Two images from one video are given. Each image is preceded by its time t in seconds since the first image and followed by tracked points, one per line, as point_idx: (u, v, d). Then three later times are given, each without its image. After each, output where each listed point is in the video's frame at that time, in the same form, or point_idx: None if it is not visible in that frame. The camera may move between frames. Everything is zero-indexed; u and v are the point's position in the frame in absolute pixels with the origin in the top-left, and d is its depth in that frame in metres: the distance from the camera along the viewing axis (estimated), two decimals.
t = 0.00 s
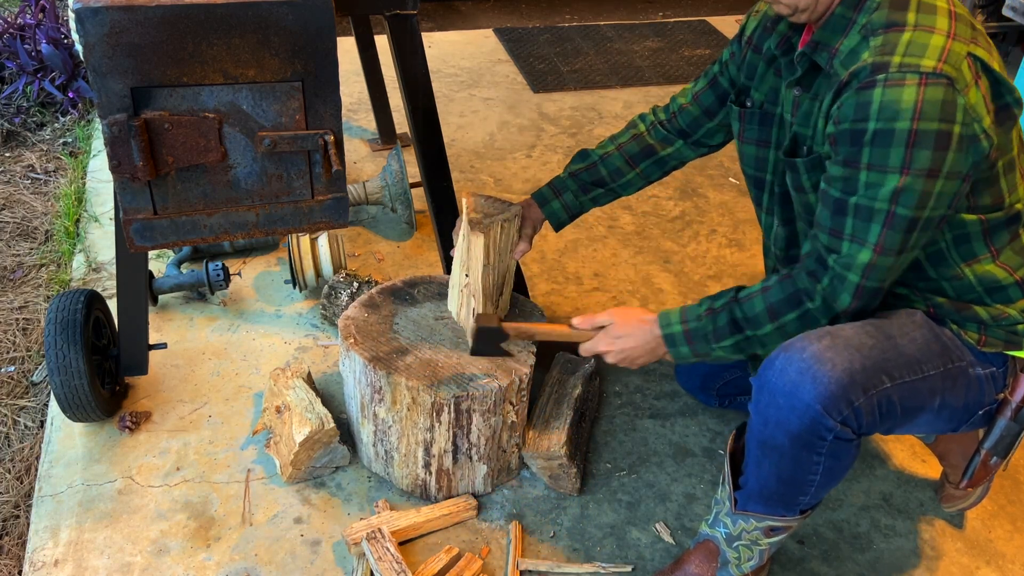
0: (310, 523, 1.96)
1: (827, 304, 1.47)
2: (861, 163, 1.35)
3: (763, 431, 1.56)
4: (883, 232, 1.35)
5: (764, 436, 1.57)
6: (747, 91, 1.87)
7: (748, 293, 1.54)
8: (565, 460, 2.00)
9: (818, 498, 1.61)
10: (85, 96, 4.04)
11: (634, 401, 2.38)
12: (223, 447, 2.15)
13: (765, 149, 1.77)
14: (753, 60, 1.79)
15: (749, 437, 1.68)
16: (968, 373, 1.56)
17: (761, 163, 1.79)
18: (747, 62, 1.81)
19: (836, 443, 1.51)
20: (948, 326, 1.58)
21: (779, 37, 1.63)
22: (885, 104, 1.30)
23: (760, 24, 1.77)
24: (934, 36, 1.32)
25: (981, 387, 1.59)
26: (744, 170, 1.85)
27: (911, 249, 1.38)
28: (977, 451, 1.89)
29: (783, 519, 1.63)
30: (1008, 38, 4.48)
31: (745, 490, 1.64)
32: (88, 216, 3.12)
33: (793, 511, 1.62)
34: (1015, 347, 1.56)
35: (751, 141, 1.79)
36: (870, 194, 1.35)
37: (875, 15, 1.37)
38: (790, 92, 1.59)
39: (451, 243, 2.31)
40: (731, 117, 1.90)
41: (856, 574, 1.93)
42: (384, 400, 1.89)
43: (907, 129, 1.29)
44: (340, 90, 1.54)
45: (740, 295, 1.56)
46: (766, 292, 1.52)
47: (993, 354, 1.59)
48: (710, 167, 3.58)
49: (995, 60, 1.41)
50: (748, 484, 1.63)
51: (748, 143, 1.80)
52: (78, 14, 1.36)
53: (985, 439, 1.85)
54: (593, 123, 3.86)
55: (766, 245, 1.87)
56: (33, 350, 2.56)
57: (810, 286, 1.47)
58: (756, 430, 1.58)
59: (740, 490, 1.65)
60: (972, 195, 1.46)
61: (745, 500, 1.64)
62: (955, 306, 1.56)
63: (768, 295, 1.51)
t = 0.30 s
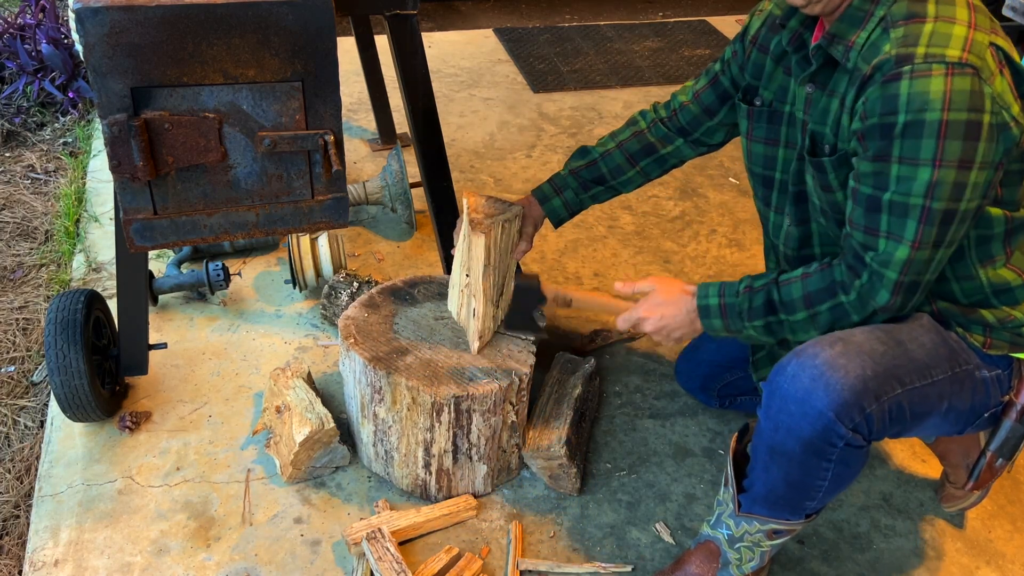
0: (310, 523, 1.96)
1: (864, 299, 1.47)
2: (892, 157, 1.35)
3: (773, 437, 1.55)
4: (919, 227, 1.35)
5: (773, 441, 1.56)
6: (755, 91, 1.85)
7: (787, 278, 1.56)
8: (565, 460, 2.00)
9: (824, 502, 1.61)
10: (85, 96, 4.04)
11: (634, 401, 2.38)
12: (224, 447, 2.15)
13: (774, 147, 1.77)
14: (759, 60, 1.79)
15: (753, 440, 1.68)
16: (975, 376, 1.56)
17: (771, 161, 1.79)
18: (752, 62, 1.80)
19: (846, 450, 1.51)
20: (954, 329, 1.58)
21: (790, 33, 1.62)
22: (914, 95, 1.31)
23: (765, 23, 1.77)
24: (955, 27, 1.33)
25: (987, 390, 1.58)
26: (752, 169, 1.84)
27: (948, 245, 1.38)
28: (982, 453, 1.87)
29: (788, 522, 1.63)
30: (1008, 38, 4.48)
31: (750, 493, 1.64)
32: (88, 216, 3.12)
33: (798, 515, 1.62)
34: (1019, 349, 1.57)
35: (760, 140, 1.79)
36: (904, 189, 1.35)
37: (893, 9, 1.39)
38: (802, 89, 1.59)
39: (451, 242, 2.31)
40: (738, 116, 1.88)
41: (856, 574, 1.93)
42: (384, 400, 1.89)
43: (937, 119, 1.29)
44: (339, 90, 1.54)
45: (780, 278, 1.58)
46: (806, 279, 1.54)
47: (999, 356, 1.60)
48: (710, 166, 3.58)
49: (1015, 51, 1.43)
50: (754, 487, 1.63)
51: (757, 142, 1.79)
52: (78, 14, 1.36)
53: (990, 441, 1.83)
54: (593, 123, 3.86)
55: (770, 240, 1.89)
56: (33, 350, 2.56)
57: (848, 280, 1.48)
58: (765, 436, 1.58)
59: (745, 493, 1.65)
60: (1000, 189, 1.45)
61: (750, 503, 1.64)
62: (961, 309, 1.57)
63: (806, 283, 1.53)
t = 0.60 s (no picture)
0: (310, 523, 1.96)
1: (848, 279, 1.47)
2: (896, 139, 1.35)
3: (766, 435, 1.56)
4: (915, 210, 1.35)
5: (767, 439, 1.56)
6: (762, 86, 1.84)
7: (776, 245, 1.56)
8: (565, 460, 2.00)
9: (820, 501, 1.60)
10: (85, 96, 4.04)
11: (634, 401, 2.38)
12: (224, 447, 2.15)
13: (782, 141, 1.76)
14: (768, 54, 1.79)
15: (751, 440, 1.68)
16: (971, 376, 1.56)
17: (778, 155, 1.78)
18: (761, 58, 1.81)
19: (838, 447, 1.51)
20: (952, 329, 1.59)
21: (800, 26, 1.64)
22: (925, 77, 1.31)
23: (774, 19, 1.78)
24: (971, 15, 1.34)
25: (984, 391, 1.58)
26: (757, 163, 1.83)
27: (941, 233, 1.38)
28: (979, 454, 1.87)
29: (785, 520, 1.63)
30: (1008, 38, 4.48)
31: (747, 492, 1.63)
32: (88, 216, 3.12)
33: (795, 514, 1.62)
34: (1017, 350, 1.57)
35: (767, 134, 1.78)
36: (904, 171, 1.35)
37: None
38: (810, 81, 1.59)
39: (452, 242, 2.31)
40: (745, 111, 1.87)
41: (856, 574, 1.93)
42: (384, 400, 1.89)
43: (946, 103, 1.29)
44: (339, 91, 1.54)
45: (769, 245, 1.57)
46: (794, 249, 1.54)
47: (996, 356, 1.59)
48: (710, 167, 3.58)
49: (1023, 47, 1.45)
50: (750, 486, 1.63)
51: (765, 136, 1.79)
52: (78, 14, 1.36)
53: (986, 442, 1.83)
54: (593, 123, 3.86)
55: (771, 235, 1.89)
56: (33, 350, 2.56)
57: (836, 257, 1.48)
58: (759, 434, 1.58)
59: (742, 492, 1.65)
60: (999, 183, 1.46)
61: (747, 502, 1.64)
62: (959, 310, 1.57)
63: (793, 252, 1.53)
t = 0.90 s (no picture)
0: (310, 523, 1.96)
1: (828, 279, 1.47)
2: (884, 142, 1.35)
3: (761, 428, 1.56)
4: (897, 212, 1.36)
5: (762, 432, 1.56)
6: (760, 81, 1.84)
7: (754, 244, 1.54)
8: (565, 460, 2.00)
9: (817, 495, 1.60)
10: (85, 96, 4.04)
11: (634, 401, 2.38)
12: (224, 447, 2.15)
13: (778, 139, 1.77)
14: (766, 49, 1.79)
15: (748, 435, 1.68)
16: (968, 371, 1.56)
17: (775, 152, 1.78)
18: (760, 52, 1.81)
19: (832, 439, 1.51)
20: (949, 324, 1.58)
21: (797, 23, 1.63)
22: (917, 83, 1.31)
23: (774, 14, 1.78)
24: (966, 21, 1.33)
25: (981, 385, 1.58)
26: (755, 159, 1.84)
27: (922, 235, 1.39)
28: (977, 449, 1.89)
29: (782, 516, 1.62)
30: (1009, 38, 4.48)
31: (744, 488, 1.63)
32: (88, 216, 3.12)
33: (792, 508, 1.61)
34: (1015, 345, 1.57)
35: (765, 130, 1.79)
36: (889, 173, 1.35)
37: None
38: (808, 78, 1.59)
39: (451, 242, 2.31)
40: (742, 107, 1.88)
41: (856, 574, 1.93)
42: (384, 400, 1.89)
43: (935, 110, 1.30)
44: (340, 91, 1.54)
45: (746, 243, 1.55)
46: (774, 247, 1.52)
47: (994, 351, 1.59)
48: (710, 167, 3.58)
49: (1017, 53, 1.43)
50: (747, 482, 1.63)
51: (762, 132, 1.79)
52: (78, 14, 1.36)
53: (984, 438, 1.86)
54: (593, 124, 3.86)
55: (771, 232, 1.89)
56: (33, 350, 2.56)
57: (816, 257, 1.48)
58: (754, 427, 1.58)
59: (740, 489, 1.65)
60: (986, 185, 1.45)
61: (745, 498, 1.63)
62: (956, 305, 1.57)
63: (773, 250, 1.52)
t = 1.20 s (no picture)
0: (310, 523, 1.96)
1: (805, 290, 1.49)
2: (867, 158, 1.35)
3: (763, 430, 1.56)
4: (877, 225, 1.37)
5: (763, 434, 1.56)
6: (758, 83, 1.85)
7: (731, 266, 1.57)
8: (565, 460, 2.00)
9: (818, 496, 1.60)
10: (85, 96, 4.04)
11: (634, 401, 2.38)
12: (224, 447, 2.15)
13: (774, 142, 1.77)
14: (762, 52, 1.78)
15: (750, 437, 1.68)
16: (969, 373, 1.56)
17: (770, 156, 1.78)
18: (757, 54, 1.80)
19: (835, 441, 1.51)
20: (949, 326, 1.58)
21: (790, 31, 1.61)
22: (900, 103, 1.30)
23: (769, 16, 1.77)
24: (953, 39, 1.32)
25: (981, 388, 1.58)
26: (751, 162, 1.84)
27: (901, 247, 1.40)
28: (976, 451, 1.89)
29: (783, 517, 1.62)
30: (1009, 38, 4.47)
31: (745, 489, 1.63)
32: (88, 216, 3.12)
33: (793, 510, 1.61)
34: (1016, 348, 1.57)
35: (760, 135, 1.79)
36: (870, 189, 1.36)
37: (894, 14, 1.37)
38: (800, 85, 1.58)
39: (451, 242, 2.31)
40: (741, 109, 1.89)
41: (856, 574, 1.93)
42: (384, 400, 1.89)
43: (918, 129, 1.29)
44: (340, 90, 1.54)
45: (725, 267, 1.58)
46: (748, 267, 1.54)
47: (994, 354, 1.59)
48: (710, 166, 3.58)
49: (1010, 64, 1.42)
50: (748, 483, 1.63)
51: (757, 136, 1.79)
52: (78, 14, 1.36)
53: (984, 440, 1.86)
54: (593, 123, 3.86)
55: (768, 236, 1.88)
56: (33, 350, 2.56)
57: (790, 270, 1.50)
58: (756, 429, 1.58)
59: (740, 490, 1.65)
60: (976, 195, 1.46)
61: (746, 499, 1.63)
62: (956, 306, 1.56)
63: (748, 270, 1.54)
